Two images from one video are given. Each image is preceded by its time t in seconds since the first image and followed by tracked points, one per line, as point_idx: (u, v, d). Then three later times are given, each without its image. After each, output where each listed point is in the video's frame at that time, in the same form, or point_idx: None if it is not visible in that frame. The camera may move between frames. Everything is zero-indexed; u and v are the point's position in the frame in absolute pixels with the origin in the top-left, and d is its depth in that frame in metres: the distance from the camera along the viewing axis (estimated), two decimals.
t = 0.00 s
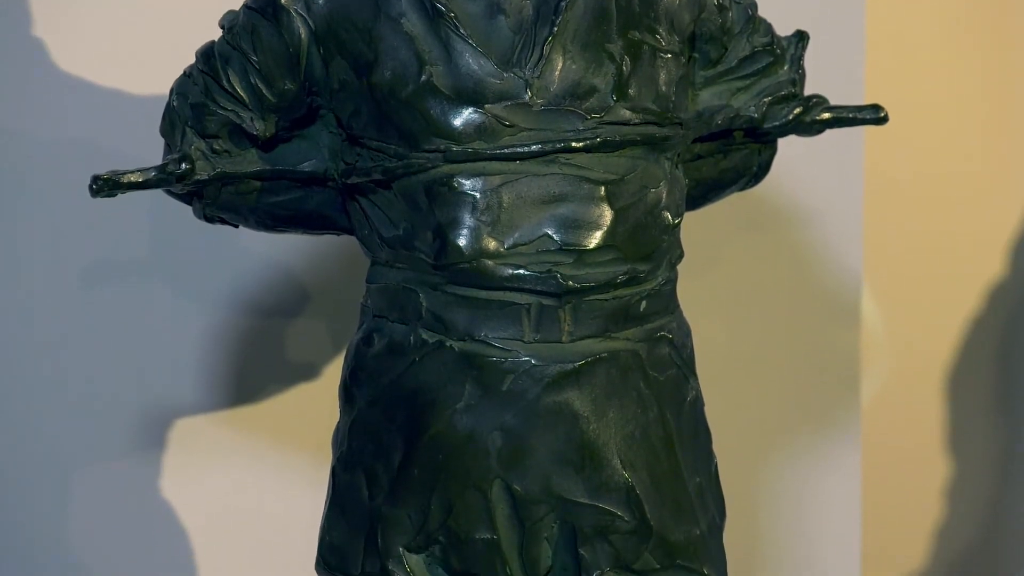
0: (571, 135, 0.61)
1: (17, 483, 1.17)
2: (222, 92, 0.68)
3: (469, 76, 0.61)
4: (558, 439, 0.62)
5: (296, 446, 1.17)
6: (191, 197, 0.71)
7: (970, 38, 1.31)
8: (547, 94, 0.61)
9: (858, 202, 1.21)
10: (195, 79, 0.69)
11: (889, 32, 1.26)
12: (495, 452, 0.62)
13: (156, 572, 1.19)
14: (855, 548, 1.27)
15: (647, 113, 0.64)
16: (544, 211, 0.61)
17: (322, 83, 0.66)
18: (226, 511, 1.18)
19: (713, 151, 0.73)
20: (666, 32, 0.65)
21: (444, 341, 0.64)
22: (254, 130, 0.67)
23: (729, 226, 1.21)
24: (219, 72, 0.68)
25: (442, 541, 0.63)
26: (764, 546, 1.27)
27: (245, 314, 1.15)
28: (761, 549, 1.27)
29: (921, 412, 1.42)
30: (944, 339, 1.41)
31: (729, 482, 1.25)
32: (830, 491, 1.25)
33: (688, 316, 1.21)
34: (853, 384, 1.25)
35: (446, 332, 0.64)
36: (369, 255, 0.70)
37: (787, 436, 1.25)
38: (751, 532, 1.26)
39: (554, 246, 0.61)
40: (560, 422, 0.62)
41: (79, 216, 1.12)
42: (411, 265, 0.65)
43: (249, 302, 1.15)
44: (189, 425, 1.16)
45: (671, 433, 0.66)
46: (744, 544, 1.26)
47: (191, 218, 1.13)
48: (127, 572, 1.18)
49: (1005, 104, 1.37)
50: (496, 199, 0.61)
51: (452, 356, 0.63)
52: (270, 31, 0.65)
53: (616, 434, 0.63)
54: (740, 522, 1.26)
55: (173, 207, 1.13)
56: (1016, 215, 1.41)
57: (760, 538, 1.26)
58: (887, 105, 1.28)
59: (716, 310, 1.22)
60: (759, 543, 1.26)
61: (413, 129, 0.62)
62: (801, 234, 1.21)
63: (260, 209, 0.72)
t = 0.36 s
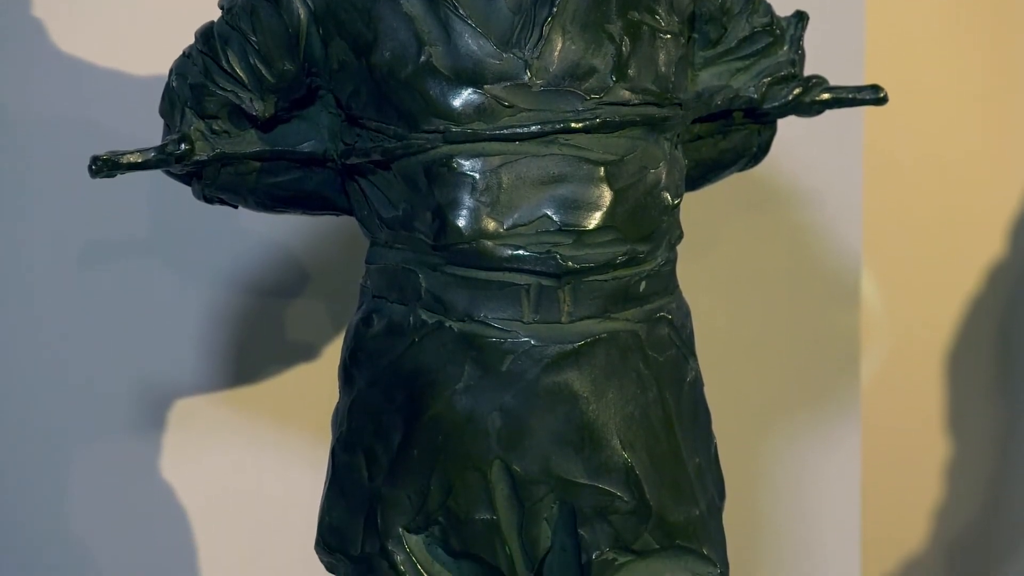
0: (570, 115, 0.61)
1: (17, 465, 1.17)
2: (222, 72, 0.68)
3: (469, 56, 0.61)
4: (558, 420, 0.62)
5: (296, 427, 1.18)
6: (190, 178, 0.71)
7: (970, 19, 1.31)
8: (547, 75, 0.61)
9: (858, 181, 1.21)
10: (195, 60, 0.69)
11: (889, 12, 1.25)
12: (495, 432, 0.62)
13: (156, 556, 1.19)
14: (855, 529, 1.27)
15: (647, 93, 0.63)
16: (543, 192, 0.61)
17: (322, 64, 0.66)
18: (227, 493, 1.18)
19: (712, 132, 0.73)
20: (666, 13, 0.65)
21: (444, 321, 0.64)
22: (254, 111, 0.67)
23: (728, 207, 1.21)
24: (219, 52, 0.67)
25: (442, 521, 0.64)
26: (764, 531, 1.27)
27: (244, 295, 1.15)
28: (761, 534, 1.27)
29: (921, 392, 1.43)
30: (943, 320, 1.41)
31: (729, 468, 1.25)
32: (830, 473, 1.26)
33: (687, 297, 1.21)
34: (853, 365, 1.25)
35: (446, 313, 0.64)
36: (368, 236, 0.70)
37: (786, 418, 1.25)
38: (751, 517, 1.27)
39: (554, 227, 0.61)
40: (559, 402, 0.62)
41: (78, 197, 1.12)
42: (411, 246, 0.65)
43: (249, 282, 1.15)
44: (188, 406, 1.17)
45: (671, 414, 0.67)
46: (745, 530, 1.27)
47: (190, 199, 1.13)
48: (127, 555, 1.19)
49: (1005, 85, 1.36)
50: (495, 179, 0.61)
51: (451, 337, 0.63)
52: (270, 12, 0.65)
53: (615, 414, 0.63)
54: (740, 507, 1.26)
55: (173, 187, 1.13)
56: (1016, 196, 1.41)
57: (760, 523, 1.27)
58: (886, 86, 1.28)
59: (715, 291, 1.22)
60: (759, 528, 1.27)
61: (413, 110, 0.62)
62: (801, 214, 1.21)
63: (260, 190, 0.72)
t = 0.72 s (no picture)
0: (571, 95, 0.61)
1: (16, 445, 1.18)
2: (222, 51, 0.68)
3: (470, 36, 0.61)
4: (558, 398, 0.62)
5: (297, 406, 1.18)
6: (191, 156, 0.71)
7: None
8: (547, 54, 0.61)
9: (857, 159, 1.21)
10: (195, 39, 0.69)
11: None
12: (496, 412, 0.63)
13: (157, 535, 1.20)
14: (854, 508, 1.28)
15: (648, 72, 0.63)
16: (544, 171, 0.61)
17: (322, 43, 0.66)
18: (227, 472, 1.19)
19: (713, 111, 0.73)
20: None
21: (444, 301, 0.64)
22: (254, 90, 0.68)
23: (729, 185, 1.21)
24: (219, 31, 0.67)
25: (442, 501, 0.64)
26: (764, 511, 1.28)
27: (245, 274, 1.15)
28: (761, 513, 1.28)
29: (921, 372, 1.43)
30: (943, 300, 1.41)
31: (729, 446, 1.26)
32: (829, 452, 1.27)
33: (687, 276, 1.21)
34: (852, 345, 1.25)
35: (446, 292, 0.64)
36: (369, 215, 0.70)
37: (786, 398, 1.25)
38: (751, 497, 1.27)
39: (554, 206, 0.61)
40: (560, 381, 0.62)
41: (79, 176, 1.12)
42: (411, 225, 0.65)
43: (249, 262, 1.15)
44: (189, 385, 1.17)
45: (671, 393, 0.67)
46: (745, 509, 1.27)
47: (190, 178, 1.13)
48: (128, 534, 1.19)
49: (1006, 63, 1.35)
50: (496, 158, 0.61)
51: (452, 316, 0.64)
52: None
53: (616, 393, 0.64)
54: (741, 488, 1.27)
55: (173, 166, 1.13)
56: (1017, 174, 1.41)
57: (761, 503, 1.27)
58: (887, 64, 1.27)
59: (715, 270, 1.22)
60: (759, 507, 1.28)
61: (413, 90, 0.62)
62: (801, 191, 1.21)
63: (260, 169, 0.72)
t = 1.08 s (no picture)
0: (571, 74, 0.61)
1: (18, 426, 1.18)
2: (222, 30, 0.68)
3: (470, 15, 0.61)
4: (558, 378, 0.63)
5: (297, 386, 1.19)
6: (190, 136, 0.71)
7: None
8: (548, 33, 0.61)
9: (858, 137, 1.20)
10: (195, 18, 0.68)
11: None
12: (496, 390, 0.63)
13: (158, 516, 1.20)
14: (854, 486, 1.29)
15: (649, 52, 0.63)
16: (545, 151, 0.61)
17: (323, 22, 0.66)
18: (228, 451, 1.19)
19: (713, 90, 0.73)
20: None
21: (445, 280, 0.64)
22: (254, 69, 0.68)
23: (729, 165, 1.21)
24: (219, 10, 0.67)
25: (443, 480, 0.65)
26: (764, 490, 1.28)
27: (245, 254, 1.16)
28: (761, 493, 1.28)
29: (921, 351, 1.44)
30: (942, 280, 1.42)
31: (729, 425, 1.26)
32: (830, 431, 1.27)
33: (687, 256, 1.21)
34: (852, 324, 1.25)
35: (447, 272, 0.64)
36: (370, 194, 0.70)
37: (786, 378, 1.26)
38: (751, 477, 1.28)
39: (555, 186, 0.61)
40: (561, 360, 0.63)
41: (80, 155, 1.13)
42: (411, 204, 0.66)
43: (249, 241, 1.15)
44: (189, 364, 1.17)
45: (672, 372, 0.67)
46: (745, 489, 1.28)
47: (190, 158, 1.14)
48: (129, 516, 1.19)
49: (1007, 41, 1.35)
50: (496, 137, 0.61)
51: (452, 296, 0.64)
52: None
53: (616, 372, 0.64)
54: (740, 467, 1.27)
55: (172, 146, 1.13)
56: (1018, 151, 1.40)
57: (761, 483, 1.28)
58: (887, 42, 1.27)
59: (715, 250, 1.22)
60: (760, 487, 1.28)
61: (414, 69, 0.62)
62: (799, 170, 1.21)
63: (261, 148, 0.72)
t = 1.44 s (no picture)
0: (571, 48, 0.61)
1: (17, 410, 1.17)
2: (222, 4, 0.67)
3: None
4: (558, 352, 0.63)
5: (297, 360, 1.20)
6: (190, 110, 0.70)
7: None
8: (547, 7, 0.61)
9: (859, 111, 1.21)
10: None
11: None
12: (496, 364, 0.63)
13: (159, 493, 1.20)
14: (854, 458, 1.29)
15: (648, 26, 0.63)
16: (545, 125, 0.61)
17: None
18: (229, 425, 1.20)
19: (713, 64, 0.73)
20: None
21: (445, 255, 0.65)
22: (254, 44, 0.68)
23: (730, 139, 1.21)
24: None
25: (443, 454, 0.66)
26: (764, 463, 1.29)
27: (245, 228, 1.16)
28: (761, 465, 1.29)
29: (923, 323, 1.45)
30: (943, 253, 1.43)
31: (729, 399, 1.27)
32: (830, 405, 1.28)
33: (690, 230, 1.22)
34: (851, 298, 1.26)
35: (447, 246, 0.65)
36: (369, 169, 0.70)
37: (785, 352, 1.26)
38: (752, 450, 1.29)
39: (555, 160, 0.61)
40: (561, 334, 0.63)
41: (79, 129, 1.12)
42: (412, 179, 0.66)
43: (248, 215, 1.16)
44: (189, 339, 1.18)
45: (671, 346, 0.68)
46: (745, 462, 1.29)
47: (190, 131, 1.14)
48: (130, 492, 1.19)
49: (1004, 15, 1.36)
50: (496, 112, 0.61)
51: (452, 270, 0.64)
52: None
53: (616, 346, 0.64)
54: (739, 440, 1.28)
55: (172, 120, 1.14)
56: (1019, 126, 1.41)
57: (762, 456, 1.29)
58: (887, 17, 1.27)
59: (716, 224, 1.22)
60: (759, 460, 1.29)
61: (413, 43, 0.62)
62: (801, 144, 1.21)
63: (260, 123, 0.72)
